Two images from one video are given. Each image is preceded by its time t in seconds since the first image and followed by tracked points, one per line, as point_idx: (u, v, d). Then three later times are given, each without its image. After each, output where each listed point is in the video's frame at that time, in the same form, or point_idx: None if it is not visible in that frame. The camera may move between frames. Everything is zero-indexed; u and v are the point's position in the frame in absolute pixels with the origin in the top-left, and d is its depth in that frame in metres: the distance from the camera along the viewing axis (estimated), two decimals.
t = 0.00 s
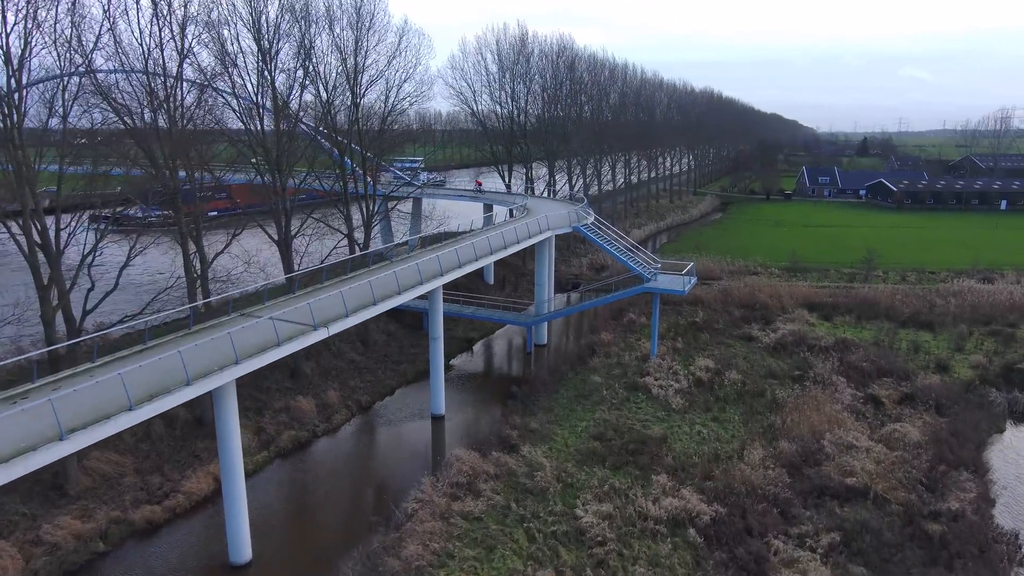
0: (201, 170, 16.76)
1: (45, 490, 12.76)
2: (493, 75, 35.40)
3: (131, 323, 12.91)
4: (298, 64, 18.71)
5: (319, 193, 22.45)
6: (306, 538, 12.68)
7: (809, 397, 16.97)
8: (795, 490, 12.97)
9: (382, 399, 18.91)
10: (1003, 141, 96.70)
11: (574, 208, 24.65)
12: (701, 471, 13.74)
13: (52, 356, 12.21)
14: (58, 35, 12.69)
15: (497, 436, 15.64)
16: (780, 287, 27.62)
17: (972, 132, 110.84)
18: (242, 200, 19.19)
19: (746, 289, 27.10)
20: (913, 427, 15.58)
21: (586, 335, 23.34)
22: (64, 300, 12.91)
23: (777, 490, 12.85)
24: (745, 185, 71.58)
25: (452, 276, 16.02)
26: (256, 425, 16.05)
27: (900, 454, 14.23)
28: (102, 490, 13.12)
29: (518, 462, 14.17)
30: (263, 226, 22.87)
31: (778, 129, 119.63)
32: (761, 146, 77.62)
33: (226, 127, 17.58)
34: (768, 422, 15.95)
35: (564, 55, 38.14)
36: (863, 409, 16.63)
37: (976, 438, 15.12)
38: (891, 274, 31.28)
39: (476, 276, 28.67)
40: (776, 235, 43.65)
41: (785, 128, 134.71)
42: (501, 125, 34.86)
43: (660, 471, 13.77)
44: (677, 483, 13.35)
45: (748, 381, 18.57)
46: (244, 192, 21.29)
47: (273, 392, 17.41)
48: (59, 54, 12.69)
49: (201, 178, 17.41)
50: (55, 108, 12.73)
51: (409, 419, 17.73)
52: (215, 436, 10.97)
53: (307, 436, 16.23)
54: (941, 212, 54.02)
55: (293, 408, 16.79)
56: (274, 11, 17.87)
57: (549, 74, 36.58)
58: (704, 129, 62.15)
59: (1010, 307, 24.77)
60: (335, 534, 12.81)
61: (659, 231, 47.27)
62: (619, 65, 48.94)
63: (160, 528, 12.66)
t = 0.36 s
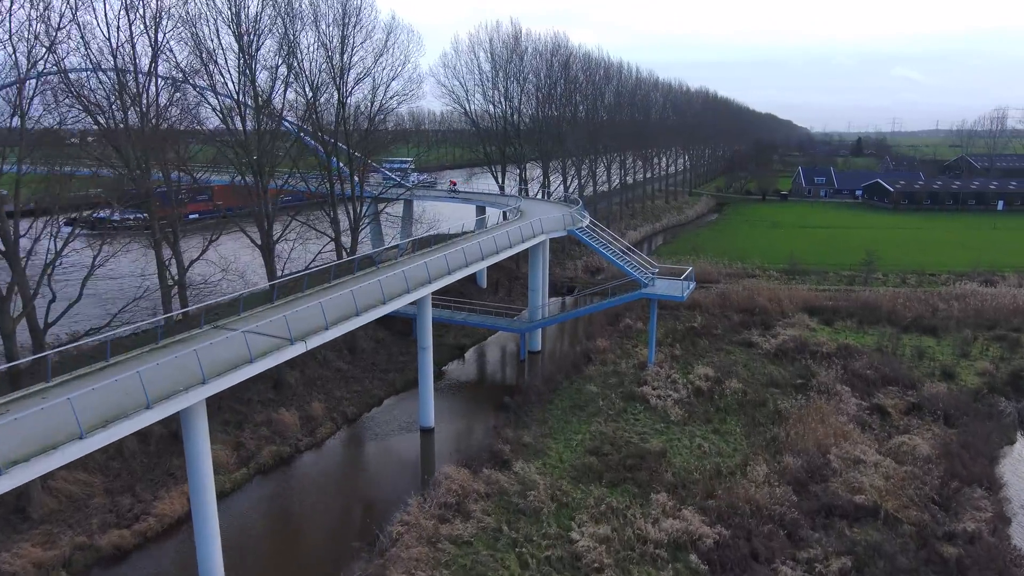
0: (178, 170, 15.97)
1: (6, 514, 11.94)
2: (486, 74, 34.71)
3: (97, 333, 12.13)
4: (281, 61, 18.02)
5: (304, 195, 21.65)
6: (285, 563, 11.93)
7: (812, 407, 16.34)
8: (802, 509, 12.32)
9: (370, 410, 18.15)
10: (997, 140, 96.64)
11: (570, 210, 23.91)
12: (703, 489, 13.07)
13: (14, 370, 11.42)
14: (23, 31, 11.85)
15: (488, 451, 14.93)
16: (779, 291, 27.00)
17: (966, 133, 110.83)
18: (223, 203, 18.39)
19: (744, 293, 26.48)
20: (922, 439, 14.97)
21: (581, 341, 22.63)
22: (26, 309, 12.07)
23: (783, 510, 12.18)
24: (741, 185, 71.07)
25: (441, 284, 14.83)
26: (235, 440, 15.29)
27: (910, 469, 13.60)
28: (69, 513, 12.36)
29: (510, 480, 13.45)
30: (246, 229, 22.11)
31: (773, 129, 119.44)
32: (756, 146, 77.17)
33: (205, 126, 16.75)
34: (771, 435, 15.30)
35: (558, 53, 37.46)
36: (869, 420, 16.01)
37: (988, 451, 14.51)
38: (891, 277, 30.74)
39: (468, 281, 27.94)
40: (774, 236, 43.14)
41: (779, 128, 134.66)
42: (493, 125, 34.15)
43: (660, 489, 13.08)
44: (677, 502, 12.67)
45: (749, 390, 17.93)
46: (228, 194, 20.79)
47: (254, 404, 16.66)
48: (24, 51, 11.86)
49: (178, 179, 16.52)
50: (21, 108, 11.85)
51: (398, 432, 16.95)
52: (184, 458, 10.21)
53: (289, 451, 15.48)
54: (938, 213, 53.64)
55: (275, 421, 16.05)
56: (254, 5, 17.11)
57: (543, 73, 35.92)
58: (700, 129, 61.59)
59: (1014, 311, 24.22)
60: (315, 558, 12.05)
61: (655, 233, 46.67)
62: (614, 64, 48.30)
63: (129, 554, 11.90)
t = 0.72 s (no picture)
0: (152, 171, 15.12)
1: None
2: (478, 72, 33.94)
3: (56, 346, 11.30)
4: (263, 56, 17.21)
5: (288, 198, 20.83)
6: None
7: (817, 419, 15.67)
8: (809, 532, 11.63)
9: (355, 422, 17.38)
10: (992, 140, 96.46)
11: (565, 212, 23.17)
12: (705, 509, 12.37)
13: None
14: None
15: (478, 467, 14.18)
16: (779, 295, 26.35)
17: (962, 133, 110.66)
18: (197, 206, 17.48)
19: (743, 297, 25.82)
20: (932, 453, 14.31)
21: (576, 348, 21.91)
22: None
23: (790, 533, 11.49)
24: (737, 186, 70.55)
25: (429, 292, 13.97)
26: (211, 457, 14.49)
27: (921, 486, 12.95)
28: (28, 539, 11.53)
29: (501, 500, 12.71)
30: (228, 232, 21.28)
31: (768, 129, 119.08)
32: (752, 146, 76.71)
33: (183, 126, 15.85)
34: (774, 449, 14.61)
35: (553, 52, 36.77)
36: (876, 432, 15.35)
37: (1002, 466, 13.86)
38: (891, 280, 30.19)
39: (460, 285, 27.19)
40: (771, 238, 42.59)
41: (774, 128, 134.36)
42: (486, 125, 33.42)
43: (660, 510, 12.38)
44: (678, 524, 11.96)
45: (751, 400, 17.25)
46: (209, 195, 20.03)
47: (233, 417, 15.87)
48: None
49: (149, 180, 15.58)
50: None
51: (385, 445, 16.18)
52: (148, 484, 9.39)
53: (269, 468, 14.69)
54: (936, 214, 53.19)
55: (254, 435, 15.27)
56: None
57: (537, 72, 35.17)
58: (696, 129, 61.00)
59: (1019, 315, 23.66)
60: None
61: (651, 235, 46.04)
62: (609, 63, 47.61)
63: None
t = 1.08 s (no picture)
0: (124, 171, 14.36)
1: None
2: (470, 72, 33.26)
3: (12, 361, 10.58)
4: (244, 51, 16.54)
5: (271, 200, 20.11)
6: None
7: (820, 431, 15.08)
8: (815, 555, 11.02)
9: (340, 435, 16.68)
10: (985, 140, 96.49)
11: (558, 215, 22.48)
12: (705, 530, 11.76)
13: None
14: None
15: (466, 485, 13.52)
16: (778, 298, 25.76)
17: (956, 133, 110.78)
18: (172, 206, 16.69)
19: (741, 301, 25.24)
20: (940, 468, 13.74)
21: (570, 356, 21.26)
22: None
23: (796, 557, 10.88)
24: (732, 186, 70.04)
25: (415, 301, 13.22)
26: (186, 475, 13.77)
27: (930, 504, 12.37)
28: None
29: (491, 521, 12.04)
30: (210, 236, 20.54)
31: (762, 128, 118.81)
32: (747, 146, 76.25)
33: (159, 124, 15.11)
34: (776, 463, 14.00)
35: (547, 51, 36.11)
36: (881, 444, 14.75)
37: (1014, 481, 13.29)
38: (891, 282, 29.69)
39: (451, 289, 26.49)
40: (768, 239, 42.06)
41: (768, 128, 134.12)
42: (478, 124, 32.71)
43: (658, 532, 11.74)
44: (677, 547, 11.33)
45: (751, 410, 16.64)
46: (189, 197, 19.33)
47: (210, 432, 15.16)
48: None
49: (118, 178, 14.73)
50: None
51: (370, 460, 15.48)
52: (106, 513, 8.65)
53: (247, 486, 13.97)
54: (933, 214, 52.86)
55: (232, 451, 14.56)
56: None
57: (531, 71, 34.52)
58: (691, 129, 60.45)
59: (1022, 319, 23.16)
60: None
61: (646, 236, 45.44)
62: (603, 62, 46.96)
63: None
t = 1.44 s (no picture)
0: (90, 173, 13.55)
1: None
2: (461, 71, 32.46)
3: None
4: (220, 48, 15.79)
5: (250, 201, 19.28)
6: None
7: (825, 446, 14.39)
8: None
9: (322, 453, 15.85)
10: (979, 141, 96.52)
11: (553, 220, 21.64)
12: (707, 558, 11.04)
13: None
14: None
15: (453, 509, 12.74)
16: (777, 304, 25.10)
17: (950, 134, 110.90)
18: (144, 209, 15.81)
19: (740, 307, 24.56)
20: (952, 487, 13.08)
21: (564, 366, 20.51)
22: None
23: None
24: (727, 187, 69.52)
25: (398, 314, 12.39)
26: (156, 498, 12.93)
27: (944, 527, 11.72)
28: None
29: (480, 550, 11.28)
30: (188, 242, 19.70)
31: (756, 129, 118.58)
32: (742, 146, 75.79)
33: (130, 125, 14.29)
34: (780, 482, 13.31)
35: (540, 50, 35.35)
36: (890, 461, 14.08)
37: None
38: (891, 286, 29.12)
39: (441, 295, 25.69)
40: (764, 241, 41.49)
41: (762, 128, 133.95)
42: (470, 125, 31.98)
43: (657, 560, 11.02)
44: None
45: (752, 424, 15.94)
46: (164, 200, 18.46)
47: (184, 450, 14.32)
48: None
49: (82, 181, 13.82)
50: None
51: (352, 480, 14.66)
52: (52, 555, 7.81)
53: (221, 510, 13.14)
54: (929, 216, 52.51)
55: (206, 471, 13.72)
56: None
57: (524, 70, 33.76)
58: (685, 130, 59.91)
59: None
60: None
61: (641, 238, 44.77)
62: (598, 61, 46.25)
63: None
